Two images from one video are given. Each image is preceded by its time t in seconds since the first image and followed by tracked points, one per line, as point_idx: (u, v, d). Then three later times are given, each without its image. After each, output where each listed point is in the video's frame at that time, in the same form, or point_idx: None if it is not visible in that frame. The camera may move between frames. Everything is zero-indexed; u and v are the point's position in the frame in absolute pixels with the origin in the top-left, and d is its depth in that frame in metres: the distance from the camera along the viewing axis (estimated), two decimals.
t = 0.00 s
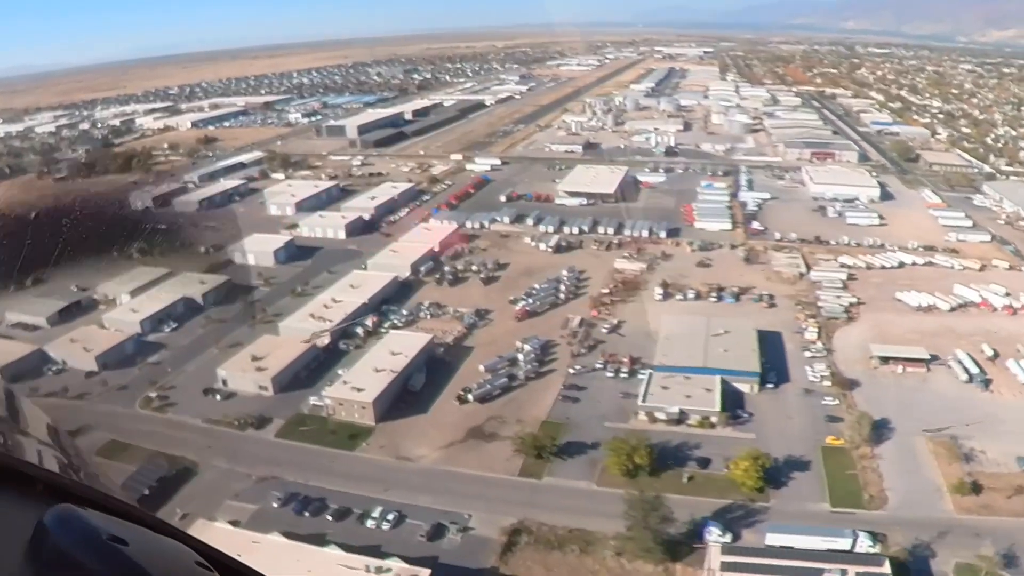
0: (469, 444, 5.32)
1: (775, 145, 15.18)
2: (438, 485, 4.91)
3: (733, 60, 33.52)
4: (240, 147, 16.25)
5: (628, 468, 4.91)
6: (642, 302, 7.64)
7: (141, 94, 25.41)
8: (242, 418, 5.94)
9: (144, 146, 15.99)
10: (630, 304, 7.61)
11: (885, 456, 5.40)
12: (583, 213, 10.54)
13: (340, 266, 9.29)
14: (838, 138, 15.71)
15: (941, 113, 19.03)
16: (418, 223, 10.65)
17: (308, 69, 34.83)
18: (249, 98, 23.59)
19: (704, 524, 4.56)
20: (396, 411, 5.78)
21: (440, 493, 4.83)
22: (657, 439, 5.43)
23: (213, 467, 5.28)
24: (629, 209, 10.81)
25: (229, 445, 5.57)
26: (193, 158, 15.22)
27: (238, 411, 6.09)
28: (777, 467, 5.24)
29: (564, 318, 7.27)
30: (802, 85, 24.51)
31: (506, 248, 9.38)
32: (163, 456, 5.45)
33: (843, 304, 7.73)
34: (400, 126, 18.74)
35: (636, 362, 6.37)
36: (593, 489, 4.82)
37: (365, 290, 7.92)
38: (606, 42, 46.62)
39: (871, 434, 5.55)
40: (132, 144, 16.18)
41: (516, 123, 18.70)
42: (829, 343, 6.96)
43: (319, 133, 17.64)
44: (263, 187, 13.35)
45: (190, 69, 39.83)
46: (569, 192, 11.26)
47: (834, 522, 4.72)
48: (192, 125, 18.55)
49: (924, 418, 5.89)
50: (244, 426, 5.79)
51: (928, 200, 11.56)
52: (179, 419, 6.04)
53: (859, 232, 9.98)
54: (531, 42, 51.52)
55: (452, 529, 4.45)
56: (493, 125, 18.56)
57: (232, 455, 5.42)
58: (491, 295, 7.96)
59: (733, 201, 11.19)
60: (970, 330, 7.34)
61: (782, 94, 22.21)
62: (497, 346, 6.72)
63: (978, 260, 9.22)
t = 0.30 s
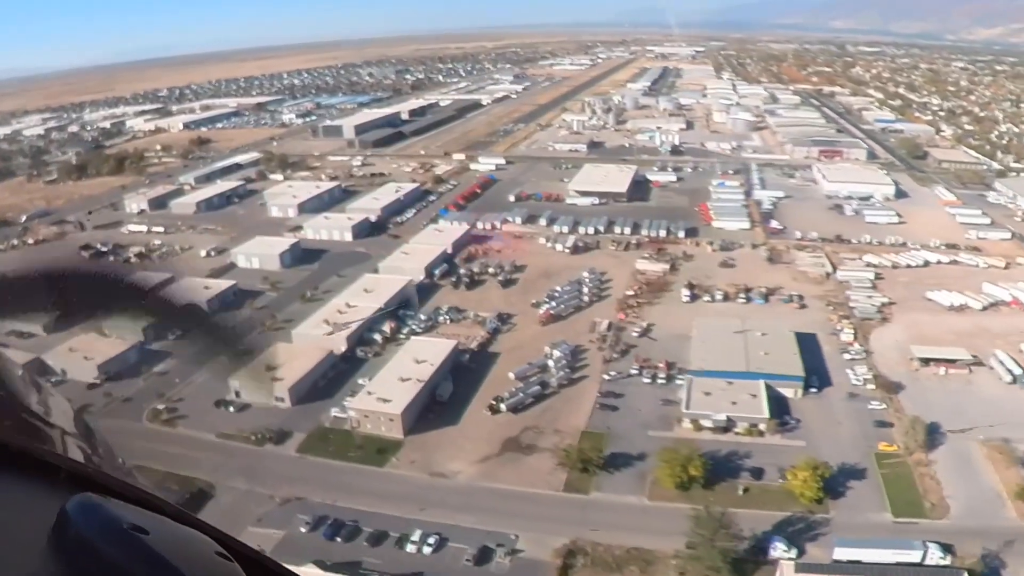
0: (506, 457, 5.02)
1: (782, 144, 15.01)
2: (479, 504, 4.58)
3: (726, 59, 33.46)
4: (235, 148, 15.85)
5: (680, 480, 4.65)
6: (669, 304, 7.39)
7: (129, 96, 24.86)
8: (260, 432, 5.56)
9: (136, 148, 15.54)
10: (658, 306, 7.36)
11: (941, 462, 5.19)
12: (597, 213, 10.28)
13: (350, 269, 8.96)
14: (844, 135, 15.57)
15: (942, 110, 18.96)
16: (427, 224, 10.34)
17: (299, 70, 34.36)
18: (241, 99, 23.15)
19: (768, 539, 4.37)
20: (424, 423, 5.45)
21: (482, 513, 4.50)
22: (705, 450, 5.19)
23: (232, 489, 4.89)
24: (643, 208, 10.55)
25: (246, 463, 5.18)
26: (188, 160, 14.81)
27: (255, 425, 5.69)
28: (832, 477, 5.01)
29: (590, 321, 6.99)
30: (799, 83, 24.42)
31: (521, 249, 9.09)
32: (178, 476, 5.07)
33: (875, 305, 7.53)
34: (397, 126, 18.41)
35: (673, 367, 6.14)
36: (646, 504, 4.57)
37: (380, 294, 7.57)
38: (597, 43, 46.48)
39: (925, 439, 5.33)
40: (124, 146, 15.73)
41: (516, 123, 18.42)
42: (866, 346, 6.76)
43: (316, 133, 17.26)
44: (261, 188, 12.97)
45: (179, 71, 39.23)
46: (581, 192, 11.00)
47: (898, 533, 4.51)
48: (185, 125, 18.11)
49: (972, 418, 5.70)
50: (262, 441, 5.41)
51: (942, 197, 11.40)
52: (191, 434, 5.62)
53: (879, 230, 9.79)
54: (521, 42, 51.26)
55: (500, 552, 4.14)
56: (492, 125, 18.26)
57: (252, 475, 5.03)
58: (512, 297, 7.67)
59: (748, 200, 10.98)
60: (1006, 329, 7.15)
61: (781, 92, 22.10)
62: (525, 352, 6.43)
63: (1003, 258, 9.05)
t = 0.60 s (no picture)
0: (547, 473, 4.70)
1: (788, 142, 14.81)
2: (525, 527, 4.25)
3: (718, 58, 33.37)
4: (229, 150, 15.42)
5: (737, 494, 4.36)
6: (698, 306, 7.11)
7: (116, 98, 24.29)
8: (278, 449, 5.12)
9: (127, 150, 15.06)
10: (686, 309, 7.08)
11: (1000, 467, 4.96)
12: (610, 213, 10.01)
13: (359, 273, 8.62)
14: (849, 133, 15.41)
15: (942, 108, 18.90)
16: (435, 225, 10.02)
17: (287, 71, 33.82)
18: (231, 100, 22.66)
19: (837, 555, 4.15)
20: (455, 436, 5.11)
21: (530, 536, 4.17)
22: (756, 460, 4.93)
23: (251, 514, 4.48)
24: (657, 208, 10.29)
25: (263, 485, 4.74)
26: (181, 162, 14.40)
27: (272, 441, 5.26)
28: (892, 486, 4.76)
29: (619, 325, 6.70)
30: (795, 82, 24.31)
31: (536, 250, 8.78)
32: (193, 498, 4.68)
33: (908, 305, 7.31)
34: (394, 126, 18.05)
35: (711, 372, 5.89)
36: (704, 521, 4.32)
37: (396, 299, 7.21)
38: (587, 43, 46.30)
39: (982, 445, 5.10)
40: (113, 148, 15.25)
41: (516, 122, 18.11)
42: (905, 348, 6.53)
43: (312, 134, 16.86)
44: (260, 190, 12.59)
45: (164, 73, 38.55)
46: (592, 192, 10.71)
47: (968, 544, 4.26)
48: (176, 127, 17.63)
49: None
50: (282, 459, 4.99)
51: (957, 195, 11.23)
52: (202, 453, 5.17)
53: (899, 229, 9.59)
54: (511, 43, 50.99)
55: None
56: (491, 125, 17.94)
57: (272, 497, 4.63)
58: (533, 300, 7.35)
59: (762, 199, 10.74)
60: None
61: (779, 90, 21.96)
62: (554, 358, 6.12)
63: None
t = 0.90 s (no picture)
0: (594, 490, 4.39)
1: (794, 142, 14.63)
2: (577, 552, 3.93)
3: (712, 58, 33.30)
4: (223, 151, 15.01)
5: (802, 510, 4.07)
6: (728, 309, 6.84)
7: (104, 101, 23.79)
8: (299, 470, 4.71)
9: (118, 152, 14.61)
10: (716, 311, 6.81)
11: None
12: (625, 213, 9.72)
13: (369, 276, 8.28)
14: (854, 131, 15.25)
15: (942, 106, 18.83)
16: (444, 227, 9.70)
17: (278, 73, 33.36)
18: (222, 101, 22.23)
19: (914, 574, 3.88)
20: (490, 451, 4.76)
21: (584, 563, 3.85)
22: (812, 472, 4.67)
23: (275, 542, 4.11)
24: (671, 208, 10.03)
25: (286, 511, 4.36)
26: (174, 163, 13.96)
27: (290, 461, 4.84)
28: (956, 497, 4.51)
29: (650, 330, 6.40)
30: (792, 81, 24.22)
31: (552, 252, 8.46)
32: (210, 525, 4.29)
33: (942, 306, 7.08)
34: (391, 126, 17.71)
35: (752, 379, 5.64)
36: (767, 539, 4.08)
37: (412, 304, 6.84)
38: (577, 44, 46.13)
39: None
40: (103, 150, 14.79)
41: (515, 122, 17.81)
42: (947, 351, 6.29)
43: (308, 134, 16.47)
44: (257, 192, 12.21)
45: (152, 75, 38.01)
46: (605, 192, 10.44)
47: None
48: (167, 128, 17.18)
49: None
50: (304, 482, 4.60)
51: (972, 192, 11.05)
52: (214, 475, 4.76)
53: (921, 228, 9.39)
54: (501, 44, 50.73)
55: None
56: (491, 125, 17.63)
57: (296, 522, 4.22)
58: (556, 303, 7.05)
59: (777, 198, 10.52)
60: None
61: (777, 89, 21.83)
62: (585, 365, 5.82)
63: None
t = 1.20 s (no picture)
0: (648, 511, 4.08)
1: (802, 141, 14.40)
2: None
3: (706, 58, 33.13)
4: (218, 152, 14.56)
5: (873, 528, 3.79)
6: (762, 313, 6.56)
7: (90, 103, 23.17)
8: (324, 495, 4.32)
9: (109, 154, 14.12)
10: (750, 315, 6.52)
11: None
12: (641, 213, 9.42)
13: (380, 280, 7.93)
14: (862, 130, 15.04)
15: (944, 104, 18.70)
16: (454, 229, 9.37)
17: (267, 75, 32.76)
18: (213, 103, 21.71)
19: None
20: (531, 470, 4.43)
21: None
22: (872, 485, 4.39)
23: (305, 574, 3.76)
24: (688, 208, 9.75)
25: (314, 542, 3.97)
26: (168, 164, 13.49)
27: (312, 486, 4.45)
28: None
29: (684, 335, 6.10)
30: (789, 80, 24.05)
31: (570, 254, 8.15)
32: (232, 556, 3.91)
33: (979, 307, 6.84)
34: (388, 126, 17.31)
35: (797, 386, 5.36)
36: (837, 559, 3.79)
37: (431, 310, 6.48)
38: (568, 44, 45.81)
39: None
40: (93, 152, 14.28)
41: (516, 122, 17.47)
42: (992, 354, 6.04)
43: (304, 134, 16.03)
44: (256, 193, 11.81)
45: (138, 78, 37.27)
46: (618, 192, 10.14)
47: None
48: (158, 129, 16.69)
49: None
50: (330, 508, 4.20)
51: (989, 190, 10.87)
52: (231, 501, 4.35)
53: (944, 228, 9.17)
54: (491, 45, 50.31)
55: None
56: (491, 125, 17.27)
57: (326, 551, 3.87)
58: (581, 308, 6.74)
59: (794, 197, 10.26)
60: None
61: (777, 88, 21.64)
62: (621, 373, 5.52)
63: None
